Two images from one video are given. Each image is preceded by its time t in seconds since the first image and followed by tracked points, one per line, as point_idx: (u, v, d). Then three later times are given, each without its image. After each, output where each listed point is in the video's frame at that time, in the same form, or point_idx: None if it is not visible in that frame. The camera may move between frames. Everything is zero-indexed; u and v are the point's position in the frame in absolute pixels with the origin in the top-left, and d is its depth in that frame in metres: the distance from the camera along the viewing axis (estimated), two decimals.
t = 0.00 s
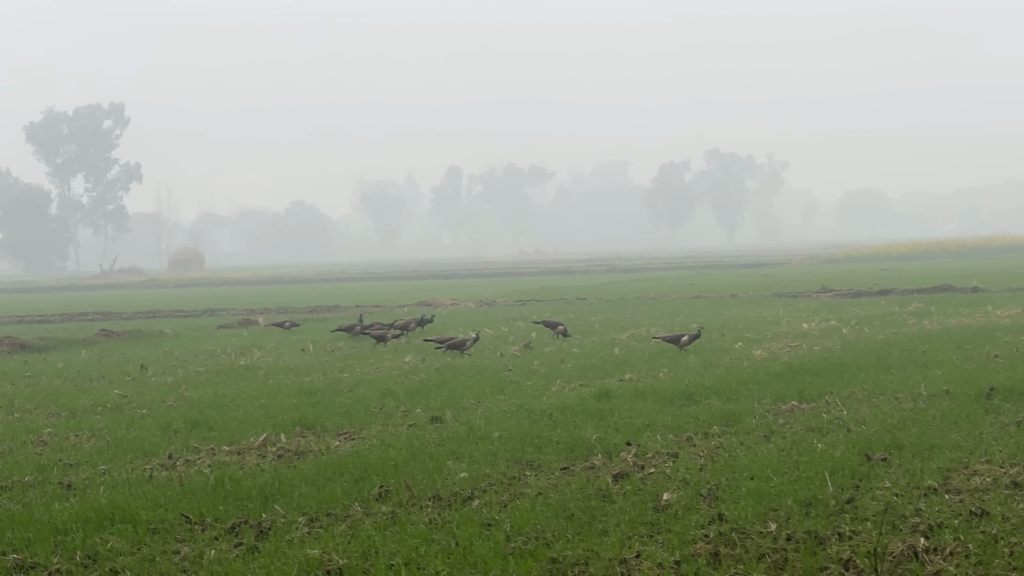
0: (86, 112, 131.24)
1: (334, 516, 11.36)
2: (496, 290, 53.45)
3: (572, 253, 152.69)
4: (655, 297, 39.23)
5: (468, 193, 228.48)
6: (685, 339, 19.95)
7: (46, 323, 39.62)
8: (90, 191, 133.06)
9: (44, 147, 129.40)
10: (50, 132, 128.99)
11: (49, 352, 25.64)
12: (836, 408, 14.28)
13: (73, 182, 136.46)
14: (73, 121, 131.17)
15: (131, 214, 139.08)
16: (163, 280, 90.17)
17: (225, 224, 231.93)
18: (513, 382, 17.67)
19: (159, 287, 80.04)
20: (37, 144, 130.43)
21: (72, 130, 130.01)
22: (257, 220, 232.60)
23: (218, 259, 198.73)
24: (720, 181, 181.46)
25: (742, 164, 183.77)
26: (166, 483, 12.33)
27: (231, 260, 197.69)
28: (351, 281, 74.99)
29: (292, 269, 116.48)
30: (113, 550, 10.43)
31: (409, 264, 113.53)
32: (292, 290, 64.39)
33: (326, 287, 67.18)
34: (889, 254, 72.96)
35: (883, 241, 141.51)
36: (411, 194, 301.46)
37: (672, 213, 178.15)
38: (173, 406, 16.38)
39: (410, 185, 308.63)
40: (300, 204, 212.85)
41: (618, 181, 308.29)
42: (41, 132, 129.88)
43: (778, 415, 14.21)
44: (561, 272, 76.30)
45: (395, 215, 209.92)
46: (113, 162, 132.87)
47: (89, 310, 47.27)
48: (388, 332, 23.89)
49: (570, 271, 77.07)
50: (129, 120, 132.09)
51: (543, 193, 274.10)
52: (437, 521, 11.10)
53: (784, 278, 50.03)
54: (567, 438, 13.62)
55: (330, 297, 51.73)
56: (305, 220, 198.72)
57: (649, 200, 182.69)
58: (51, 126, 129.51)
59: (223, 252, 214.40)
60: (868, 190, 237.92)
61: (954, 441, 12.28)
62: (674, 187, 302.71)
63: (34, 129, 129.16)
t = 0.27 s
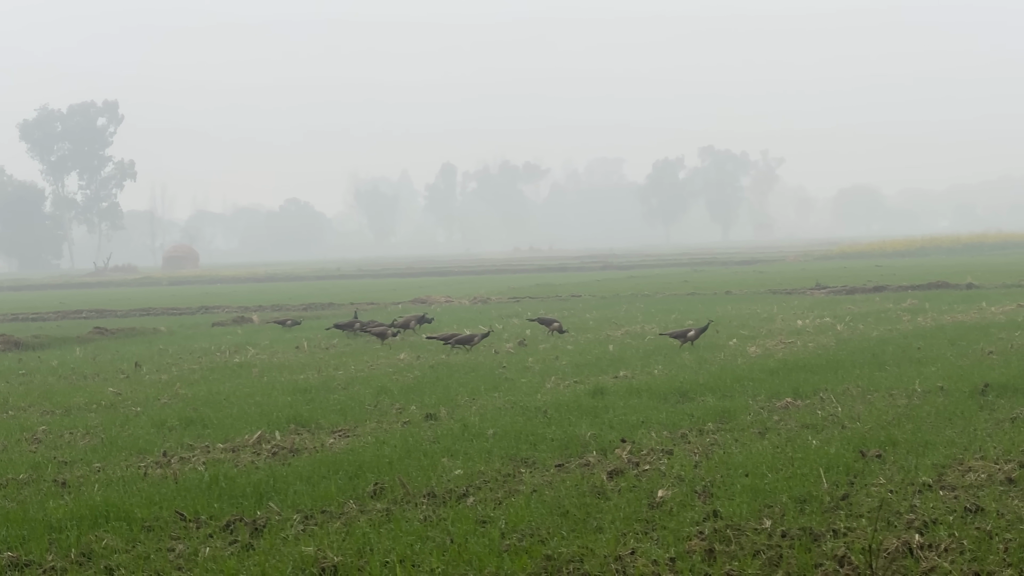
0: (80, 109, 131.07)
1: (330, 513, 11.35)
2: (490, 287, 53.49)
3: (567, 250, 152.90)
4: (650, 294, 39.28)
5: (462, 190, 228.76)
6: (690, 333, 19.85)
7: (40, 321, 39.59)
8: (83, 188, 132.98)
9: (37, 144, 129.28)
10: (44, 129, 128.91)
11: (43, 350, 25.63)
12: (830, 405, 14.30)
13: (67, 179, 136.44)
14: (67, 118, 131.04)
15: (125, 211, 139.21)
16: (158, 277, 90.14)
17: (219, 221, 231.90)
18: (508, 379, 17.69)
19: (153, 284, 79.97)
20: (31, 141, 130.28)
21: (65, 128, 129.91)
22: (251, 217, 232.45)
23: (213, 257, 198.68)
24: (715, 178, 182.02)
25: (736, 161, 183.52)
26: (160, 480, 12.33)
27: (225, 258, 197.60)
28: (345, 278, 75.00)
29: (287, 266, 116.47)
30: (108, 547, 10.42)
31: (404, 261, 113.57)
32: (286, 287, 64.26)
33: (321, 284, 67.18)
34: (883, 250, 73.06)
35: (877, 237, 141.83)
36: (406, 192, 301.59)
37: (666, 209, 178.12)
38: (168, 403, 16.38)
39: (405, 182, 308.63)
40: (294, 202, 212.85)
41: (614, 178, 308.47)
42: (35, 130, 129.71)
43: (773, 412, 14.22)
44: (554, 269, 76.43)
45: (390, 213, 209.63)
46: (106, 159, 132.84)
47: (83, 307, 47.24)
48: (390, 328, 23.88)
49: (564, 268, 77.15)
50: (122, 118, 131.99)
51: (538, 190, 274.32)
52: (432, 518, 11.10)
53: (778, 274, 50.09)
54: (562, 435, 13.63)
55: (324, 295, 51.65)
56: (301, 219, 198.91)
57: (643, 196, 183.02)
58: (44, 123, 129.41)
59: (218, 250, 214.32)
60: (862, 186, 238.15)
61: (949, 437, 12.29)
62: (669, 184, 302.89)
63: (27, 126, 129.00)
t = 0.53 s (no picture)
0: (76, 107, 131.17)
1: (326, 511, 11.36)
2: (486, 283, 53.50)
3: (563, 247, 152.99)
4: (646, 290, 39.30)
5: (459, 187, 229.00)
6: (695, 328, 20.19)
7: (36, 318, 39.61)
8: (80, 186, 133.05)
9: (33, 142, 129.27)
10: (40, 127, 128.97)
11: (41, 347, 25.63)
12: (827, 401, 14.31)
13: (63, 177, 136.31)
14: (63, 116, 131.11)
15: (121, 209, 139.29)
16: (154, 275, 90.08)
17: (216, 219, 231.84)
18: (504, 376, 17.70)
19: (149, 282, 80.03)
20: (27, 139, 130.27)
21: (61, 125, 129.92)
22: (248, 215, 232.34)
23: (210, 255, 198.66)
24: (710, 175, 182.17)
25: (732, 158, 182.06)
26: (157, 478, 12.34)
27: (222, 256, 197.64)
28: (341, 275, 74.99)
29: (283, 263, 116.54)
30: (105, 545, 10.41)
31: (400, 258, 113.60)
32: (283, 285, 64.23)
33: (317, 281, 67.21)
34: (879, 247, 73.04)
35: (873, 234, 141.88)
36: (403, 189, 301.69)
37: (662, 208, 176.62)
38: (164, 401, 16.39)
39: (401, 179, 308.73)
40: (290, 199, 212.69)
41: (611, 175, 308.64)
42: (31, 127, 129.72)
43: (770, 409, 14.23)
44: (550, 266, 76.46)
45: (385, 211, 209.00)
46: (102, 157, 132.87)
47: (79, 305, 47.22)
48: (393, 324, 23.97)
49: (560, 264, 77.18)
50: (119, 115, 132.07)
51: (535, 187, 274.62)
52: (428, 515, 11.09)
53: (774, 270, 50.07)
54: (558, 432, 13.64)
55: (321, 292, 51.64)
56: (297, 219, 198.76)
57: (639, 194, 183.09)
58: (41, 121, 129.49)
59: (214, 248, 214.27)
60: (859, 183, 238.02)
61: (945, 433, 12.29)
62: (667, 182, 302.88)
63: (24, 124, 129.03)
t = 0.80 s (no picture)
0: (75, 105, 131.22)
1: (325, 508, 11.35)
2: (484, 280, 53.46)
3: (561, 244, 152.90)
4: (644, 287, 39.24)
5: (458, 185, 229.08)
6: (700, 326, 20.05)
7: (34, 316, 39.60)
8: (78, 183, 133.04)
9: (32, 140, 129.22)
10: (38, 125, 128.97)
11: (39, 345, 25.61)
12: (825, 397, 14.32)
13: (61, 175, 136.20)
14: (62, 113, 131.09)
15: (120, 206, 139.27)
16: (152, 272, 90.03)
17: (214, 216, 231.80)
18: (502, 372, 17.70)
19: (147, 279, 79.99)
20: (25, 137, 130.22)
21: (60, 123, 129.88)
22: (246, 212, 232.23)
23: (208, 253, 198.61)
24: (709, 171, 181.67)
25: (729, 155, 180.63)
26: (155, 475, 12.34)
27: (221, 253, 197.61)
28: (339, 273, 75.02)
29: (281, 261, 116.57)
30: (104, 542, 10.41)
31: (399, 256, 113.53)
32: (281, 282, 64.22)
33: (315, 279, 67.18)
34: (877, 243, 73.01)
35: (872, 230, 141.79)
36: (402, 186, 301.62)
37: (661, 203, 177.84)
38: (163, 398, 16.39)
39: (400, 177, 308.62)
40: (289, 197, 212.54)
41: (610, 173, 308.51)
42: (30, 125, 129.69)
43: (768, 405, 14.25)
44: (548, 263, 76.41)
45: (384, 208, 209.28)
46: (101, 154, 132.88)
47: (77, 303, 47.19)
48: (399, 319, 24.16)
49: (559, 261, 77.14)
50: (117, 113, 132.11)
51: (534, 185, 274.59)
52: (427, 512, 11.09)
53: (773, 267, 50.01)
54: (557, 429, 13.64)
55: (319, 289, 51.60)
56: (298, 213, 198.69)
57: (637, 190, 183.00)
58: (39, 119, 129.47)
59: (213, 245, 214.17)
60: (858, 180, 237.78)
61: (943, 430, 12.29)
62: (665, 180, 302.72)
63: (23, 122, 129.04)
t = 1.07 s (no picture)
0: (74, 102, 131.14)
1: (325, 505, 11.35)
2: (484, 278, 53.50)
3: (560, 242, 152.85)
4: (644, 284, 39.23)
5: (457, 183, 229.15)
6: (711, 323, 19.86)
7: (35, 313, 39.63)
8: (78, 181, 133.01)
9: (32, 137, 129.20)
10: (38, 123, 128.91)
11: (39, 343, 25.60)
12: (826, 395, 14.33)
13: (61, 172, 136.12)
14: (62, 111, 130.98)
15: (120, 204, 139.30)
16: (152, 270, 90.03)
17: (214, 214, 231.83)
18: (502, 370, 17.71)
19: (148, 277, 80.02)
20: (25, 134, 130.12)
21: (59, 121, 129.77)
22: (246, 210, 232.25)
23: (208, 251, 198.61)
24: (708, 168, 181.15)
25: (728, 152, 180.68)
26: (156, 473, 12.35)
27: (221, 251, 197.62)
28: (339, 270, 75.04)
29: (281, 258, 116.61)
30: (104, 540, 10.41)
31: (398, 253, 113.56)
32: (281, 280, 64.22)
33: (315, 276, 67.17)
34: (877, 240, 73.02)
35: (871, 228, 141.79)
36: (401, 184, 301.68)
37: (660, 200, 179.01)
38: (163, 396, 16.39)
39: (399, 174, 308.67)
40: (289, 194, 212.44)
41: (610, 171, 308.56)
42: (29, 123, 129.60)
43: (768, 402, 14.26)
44: (548, 260, 76.44)
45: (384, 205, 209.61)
46: (100, 152, 132.90)
47: (76, 301, 47.21)
48: (403, 316, 24.25)
49: (558, 259, 77.14)
50: (117, 111, 132.10)
51: (533, 183, 274.57)
52: (427, 509, 11.08)
53: (773, 264, 50.00)
54: (557, 427, 13.64)
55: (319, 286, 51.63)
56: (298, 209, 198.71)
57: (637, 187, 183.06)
58: (39, 117, 129.36)
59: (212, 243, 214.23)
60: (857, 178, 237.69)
61: (944, 426, 12.30)
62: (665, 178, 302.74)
63: (22, 120, 128.96)
